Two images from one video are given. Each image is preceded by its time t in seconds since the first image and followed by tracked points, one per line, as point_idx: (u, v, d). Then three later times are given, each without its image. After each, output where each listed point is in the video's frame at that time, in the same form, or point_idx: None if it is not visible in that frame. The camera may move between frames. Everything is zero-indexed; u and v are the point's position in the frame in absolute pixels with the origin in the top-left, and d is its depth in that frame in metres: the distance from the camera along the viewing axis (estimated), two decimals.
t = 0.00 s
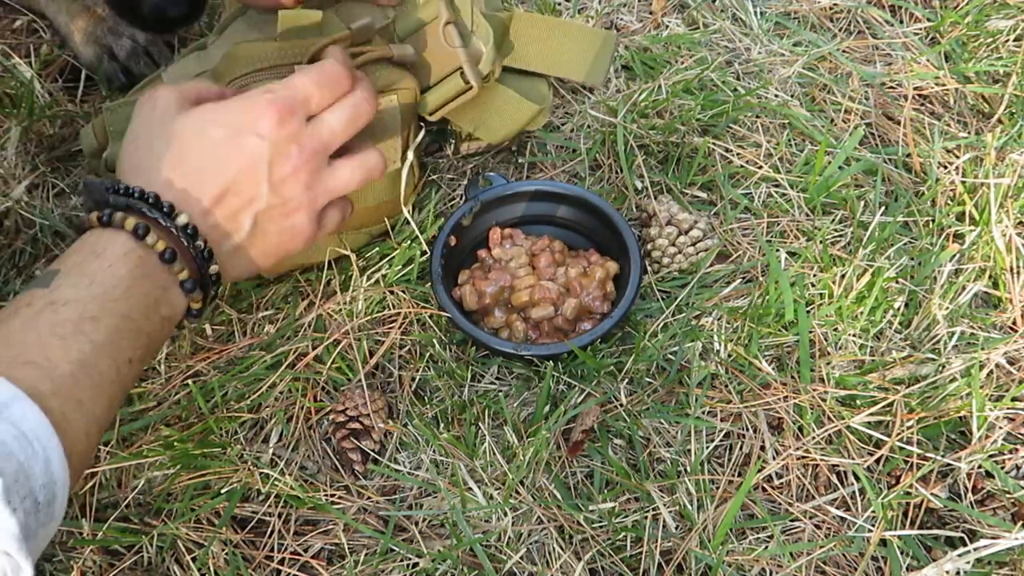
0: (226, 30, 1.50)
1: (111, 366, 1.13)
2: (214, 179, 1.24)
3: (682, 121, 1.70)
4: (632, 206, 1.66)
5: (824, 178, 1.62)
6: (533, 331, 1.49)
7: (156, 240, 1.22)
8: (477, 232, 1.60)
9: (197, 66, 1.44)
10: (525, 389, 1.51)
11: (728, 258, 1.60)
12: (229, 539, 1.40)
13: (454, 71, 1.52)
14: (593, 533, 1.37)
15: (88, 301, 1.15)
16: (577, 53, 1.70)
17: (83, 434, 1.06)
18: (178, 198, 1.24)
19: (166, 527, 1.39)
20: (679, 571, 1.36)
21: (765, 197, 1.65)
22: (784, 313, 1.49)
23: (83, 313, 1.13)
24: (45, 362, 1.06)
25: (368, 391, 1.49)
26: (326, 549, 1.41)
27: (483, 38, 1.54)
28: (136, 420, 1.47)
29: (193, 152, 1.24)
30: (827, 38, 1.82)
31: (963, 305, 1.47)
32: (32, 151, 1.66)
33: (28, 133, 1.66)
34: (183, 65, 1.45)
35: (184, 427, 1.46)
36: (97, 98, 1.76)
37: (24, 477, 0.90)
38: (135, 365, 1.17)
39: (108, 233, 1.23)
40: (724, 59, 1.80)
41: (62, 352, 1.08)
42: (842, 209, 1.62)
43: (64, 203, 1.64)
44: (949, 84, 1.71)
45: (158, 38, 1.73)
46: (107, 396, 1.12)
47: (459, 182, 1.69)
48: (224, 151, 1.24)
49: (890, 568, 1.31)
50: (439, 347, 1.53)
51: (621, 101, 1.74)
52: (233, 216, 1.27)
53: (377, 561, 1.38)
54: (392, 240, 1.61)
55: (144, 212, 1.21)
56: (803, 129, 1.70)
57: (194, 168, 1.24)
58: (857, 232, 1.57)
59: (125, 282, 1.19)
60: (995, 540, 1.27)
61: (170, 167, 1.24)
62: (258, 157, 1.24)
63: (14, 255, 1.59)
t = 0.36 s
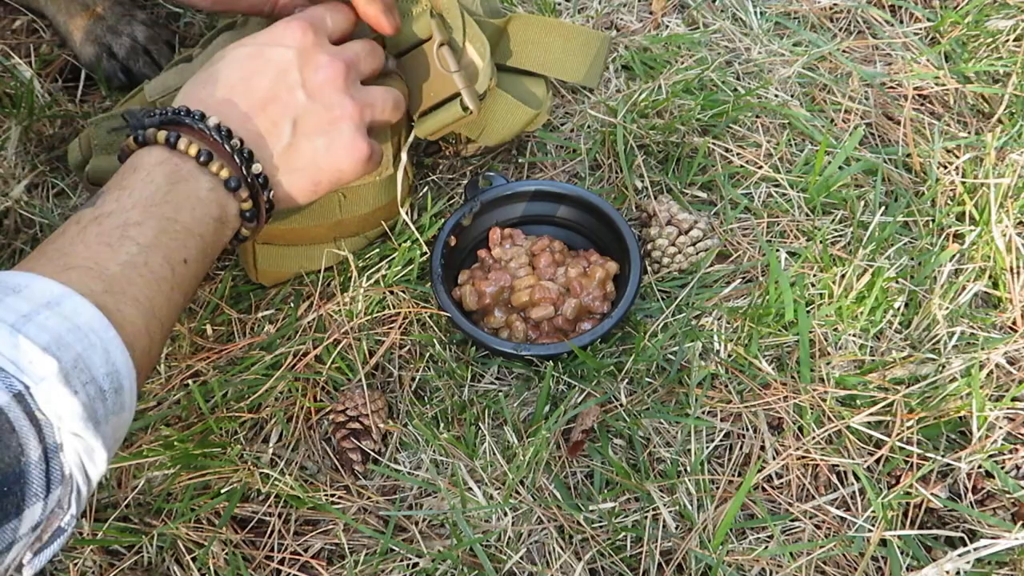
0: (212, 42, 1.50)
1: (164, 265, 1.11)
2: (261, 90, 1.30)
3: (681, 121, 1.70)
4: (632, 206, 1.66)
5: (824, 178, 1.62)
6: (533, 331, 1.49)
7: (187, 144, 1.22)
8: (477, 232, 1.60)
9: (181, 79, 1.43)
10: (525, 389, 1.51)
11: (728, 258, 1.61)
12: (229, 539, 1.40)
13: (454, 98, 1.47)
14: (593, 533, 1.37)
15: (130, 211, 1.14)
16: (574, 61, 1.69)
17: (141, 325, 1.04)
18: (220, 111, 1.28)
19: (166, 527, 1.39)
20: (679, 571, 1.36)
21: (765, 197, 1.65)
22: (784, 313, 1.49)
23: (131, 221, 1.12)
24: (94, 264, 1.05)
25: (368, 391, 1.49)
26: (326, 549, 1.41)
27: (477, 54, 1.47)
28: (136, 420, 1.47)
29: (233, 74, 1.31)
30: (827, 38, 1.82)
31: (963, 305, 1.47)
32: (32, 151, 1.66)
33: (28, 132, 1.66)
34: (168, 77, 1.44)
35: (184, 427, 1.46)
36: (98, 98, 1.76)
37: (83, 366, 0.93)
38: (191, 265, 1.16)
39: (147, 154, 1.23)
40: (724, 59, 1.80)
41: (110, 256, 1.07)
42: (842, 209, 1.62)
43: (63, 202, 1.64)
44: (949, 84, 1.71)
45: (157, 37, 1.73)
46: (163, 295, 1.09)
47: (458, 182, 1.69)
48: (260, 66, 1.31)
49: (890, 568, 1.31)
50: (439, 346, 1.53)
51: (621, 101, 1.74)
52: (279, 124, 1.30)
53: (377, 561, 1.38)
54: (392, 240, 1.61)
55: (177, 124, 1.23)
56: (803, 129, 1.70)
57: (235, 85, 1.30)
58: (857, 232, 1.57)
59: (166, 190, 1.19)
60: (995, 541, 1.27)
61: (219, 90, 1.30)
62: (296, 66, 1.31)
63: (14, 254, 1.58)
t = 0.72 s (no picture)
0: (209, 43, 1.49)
1: (116, 332, 1.08)
2: (247, 149, 1.20)
3: (681, 121, 1.70)
4: (632, 206, 1.66)
5: (824, 178, 1.62)
6: (533, 331, 1.49)
7: (167, 204, 1.16)
8: (477, 232, 1.60)
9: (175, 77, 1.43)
10: (525, 389, 1.51)
11: (728, 258, 1.61)
12: (229, 539, 1.40)
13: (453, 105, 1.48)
14: (593, 533, 1.37)
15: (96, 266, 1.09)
16: (572, 61, 1.68)
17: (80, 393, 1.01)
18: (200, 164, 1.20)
19: (166, 527, 1.39)
20: (679, 571, 1.36)
21: (765, 197, 1.65)
22: (784, 313, 1.49)
23: (96, 280, 1.08)
24: (50, 326, 1.01)
25: (368, 391, 1.49)
26: (326, 549, 1.41)
27: (476, 59, 1.48)
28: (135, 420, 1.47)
29: (217, 127, 1.20)
30: (827, 38, 1.83)
31: (963, 306, 1.47)
32: (32, 151, 1.66)
33: (28, 132, 1.66)
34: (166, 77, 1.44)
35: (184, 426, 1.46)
36: (98, 98, 1.75)
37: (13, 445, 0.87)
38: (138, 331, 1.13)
39: (119, 194, 1.17)
40: (724, 59, 1.80)
41: (66, 317, 1.03)
42: (842, 209, 1.62)
43: (63, 202, 1.64)
44: (949, 84, 1.71)
45: (158, 39, 1.73)
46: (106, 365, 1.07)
47: (458, 182, 1.69)
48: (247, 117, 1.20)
49: (890, 568, 1.31)
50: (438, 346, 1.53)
51: (621, 101, 1.74)
52: (261, 182, 1.23)
53: (377, 561, 1.38)
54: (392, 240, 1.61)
55: (155, 173, 1.16)
56: (803, 129, 1.70)
57: (220, 137, 1.20)
58: (857, 232, 1.57)
59: (137, 246, 1.14)
60: (995, 540, 1.27)
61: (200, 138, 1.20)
62: (291, 124, 1.20)
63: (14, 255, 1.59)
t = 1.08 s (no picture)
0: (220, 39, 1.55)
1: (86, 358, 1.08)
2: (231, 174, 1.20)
3: (682, 121, 1.70)
4: (632, 206, 1.66)
5: (824, 178, 1.62)
6: (533, 331, 1.49)
7: (78, 243, 1.13)
8: (477, 232, 1.60)
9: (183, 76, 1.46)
10: (525, 388, 1.51)
11: (728, 258, 1.61)
12: (229, 539, 1.40)
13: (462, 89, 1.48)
14: (593, 533, 1.37)
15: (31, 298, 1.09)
16: (575, 61, 1.69)
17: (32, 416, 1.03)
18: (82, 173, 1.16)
19: (166, 527, 1.39)
20: (679, 571, 1.36)
21: (765, 197, 1.65)
22: (784, 313, 1.49)
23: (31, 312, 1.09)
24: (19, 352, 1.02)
25: (368, 391, 1.49)
26: (326, 549, 1.41)
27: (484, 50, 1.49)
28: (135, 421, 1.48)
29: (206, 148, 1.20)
30: (827, 38, 1.82)
31: (963, 306, 1.47)
32: (33, 151, 1.66)
33: (28, 132, 1.66)
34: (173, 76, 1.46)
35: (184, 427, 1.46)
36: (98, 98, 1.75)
37: None
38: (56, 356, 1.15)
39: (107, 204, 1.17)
40: (724, 59, 1.80)
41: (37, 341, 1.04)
42: (842, 209, 1.62)
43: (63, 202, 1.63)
44: (949, 84, 1.71)
45: (159, 40, 1.73)
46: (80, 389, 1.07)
47: (459, 182, 1.69)
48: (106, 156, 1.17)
49: (890, 568, 1.31)
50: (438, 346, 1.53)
51: (621, 101, 1.74)
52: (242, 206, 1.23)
53: (377, 561, 1.38)
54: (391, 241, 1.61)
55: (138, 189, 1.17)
56: (803, 129, 1.70)
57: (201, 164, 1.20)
58: (857, 232, 1.57)
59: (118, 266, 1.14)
60: (994, 541, 1.27)
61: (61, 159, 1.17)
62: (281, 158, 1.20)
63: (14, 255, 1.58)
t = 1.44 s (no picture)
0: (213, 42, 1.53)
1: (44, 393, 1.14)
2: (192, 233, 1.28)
3: (682, 121, 1.70)
4: (632, 206, 1.66)
5: (824, 178, 1.62)
6: (533, 331, 1.49)
7: (79, 292, 1.19)
8: (477, 232, 1.60)
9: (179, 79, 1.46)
10: (525, 388, 1.51)
11: (728, 258, 1.61)
12: (229, 539, 1.40)
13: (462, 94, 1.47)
14: (593, 533, 1.37)
15: (15, 348, 1.12)
16: (574, 61, 1.69)
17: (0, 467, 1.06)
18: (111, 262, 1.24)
19: (166, 527, 1.39)
20: (679, 571, 1.36)
21: (765, 197, 1.65)
22: (784, 313, 1.49)
23: None
24: None
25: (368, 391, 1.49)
26: (326, 549, 1.41)
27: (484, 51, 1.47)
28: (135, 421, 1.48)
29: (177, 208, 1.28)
30: (827, 38, 1.83)
31: (963, 306, 1.47)
32: (33, 151, 1.66)
33: (28, 132, 1.66)
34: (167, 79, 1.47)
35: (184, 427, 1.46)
36: (97, 98, 1.75)
37: None
38: (50, 415, 1.16)
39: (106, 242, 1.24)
40: (724, 59, 1.80)
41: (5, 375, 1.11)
42: (842, 209, 1.62)
43: (63, 202, 1.63)
44: (949, 84, 1.71)
45: (159, 40, 1.72)
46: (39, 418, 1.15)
47: (459, 182, 1.69)
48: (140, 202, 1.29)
49: (890, 568, 1.31)
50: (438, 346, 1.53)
51: (621, 101, 1.74)
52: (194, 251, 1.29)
53: (377, 561, 1.38)
54: (391, 241, 1.61)
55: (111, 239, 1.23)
56: (803, 129, 1.70)
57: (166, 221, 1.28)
58: (857, 232, 1.57)
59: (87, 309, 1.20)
60: (994, 540, 1.27)
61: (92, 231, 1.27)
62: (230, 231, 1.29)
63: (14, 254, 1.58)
